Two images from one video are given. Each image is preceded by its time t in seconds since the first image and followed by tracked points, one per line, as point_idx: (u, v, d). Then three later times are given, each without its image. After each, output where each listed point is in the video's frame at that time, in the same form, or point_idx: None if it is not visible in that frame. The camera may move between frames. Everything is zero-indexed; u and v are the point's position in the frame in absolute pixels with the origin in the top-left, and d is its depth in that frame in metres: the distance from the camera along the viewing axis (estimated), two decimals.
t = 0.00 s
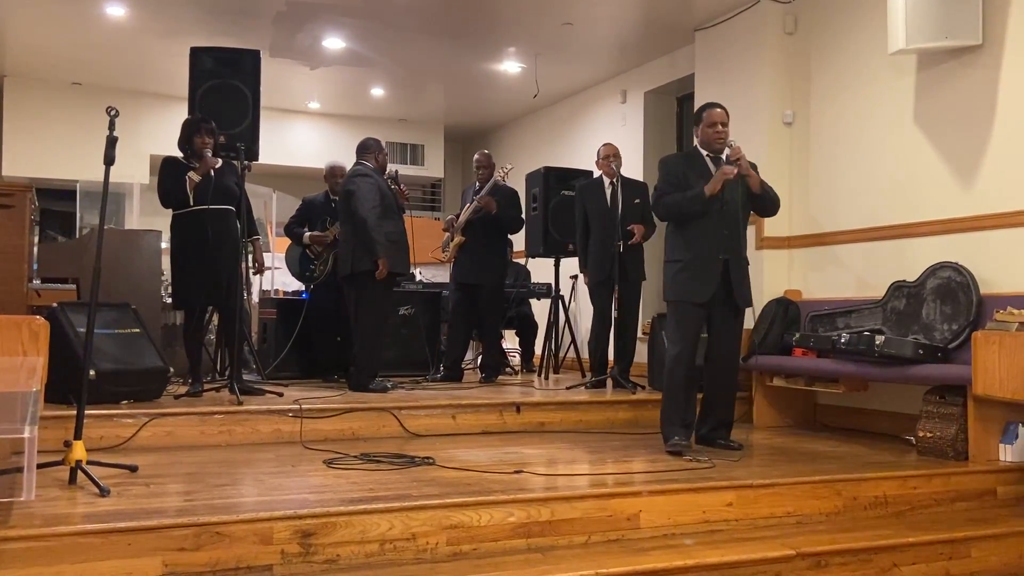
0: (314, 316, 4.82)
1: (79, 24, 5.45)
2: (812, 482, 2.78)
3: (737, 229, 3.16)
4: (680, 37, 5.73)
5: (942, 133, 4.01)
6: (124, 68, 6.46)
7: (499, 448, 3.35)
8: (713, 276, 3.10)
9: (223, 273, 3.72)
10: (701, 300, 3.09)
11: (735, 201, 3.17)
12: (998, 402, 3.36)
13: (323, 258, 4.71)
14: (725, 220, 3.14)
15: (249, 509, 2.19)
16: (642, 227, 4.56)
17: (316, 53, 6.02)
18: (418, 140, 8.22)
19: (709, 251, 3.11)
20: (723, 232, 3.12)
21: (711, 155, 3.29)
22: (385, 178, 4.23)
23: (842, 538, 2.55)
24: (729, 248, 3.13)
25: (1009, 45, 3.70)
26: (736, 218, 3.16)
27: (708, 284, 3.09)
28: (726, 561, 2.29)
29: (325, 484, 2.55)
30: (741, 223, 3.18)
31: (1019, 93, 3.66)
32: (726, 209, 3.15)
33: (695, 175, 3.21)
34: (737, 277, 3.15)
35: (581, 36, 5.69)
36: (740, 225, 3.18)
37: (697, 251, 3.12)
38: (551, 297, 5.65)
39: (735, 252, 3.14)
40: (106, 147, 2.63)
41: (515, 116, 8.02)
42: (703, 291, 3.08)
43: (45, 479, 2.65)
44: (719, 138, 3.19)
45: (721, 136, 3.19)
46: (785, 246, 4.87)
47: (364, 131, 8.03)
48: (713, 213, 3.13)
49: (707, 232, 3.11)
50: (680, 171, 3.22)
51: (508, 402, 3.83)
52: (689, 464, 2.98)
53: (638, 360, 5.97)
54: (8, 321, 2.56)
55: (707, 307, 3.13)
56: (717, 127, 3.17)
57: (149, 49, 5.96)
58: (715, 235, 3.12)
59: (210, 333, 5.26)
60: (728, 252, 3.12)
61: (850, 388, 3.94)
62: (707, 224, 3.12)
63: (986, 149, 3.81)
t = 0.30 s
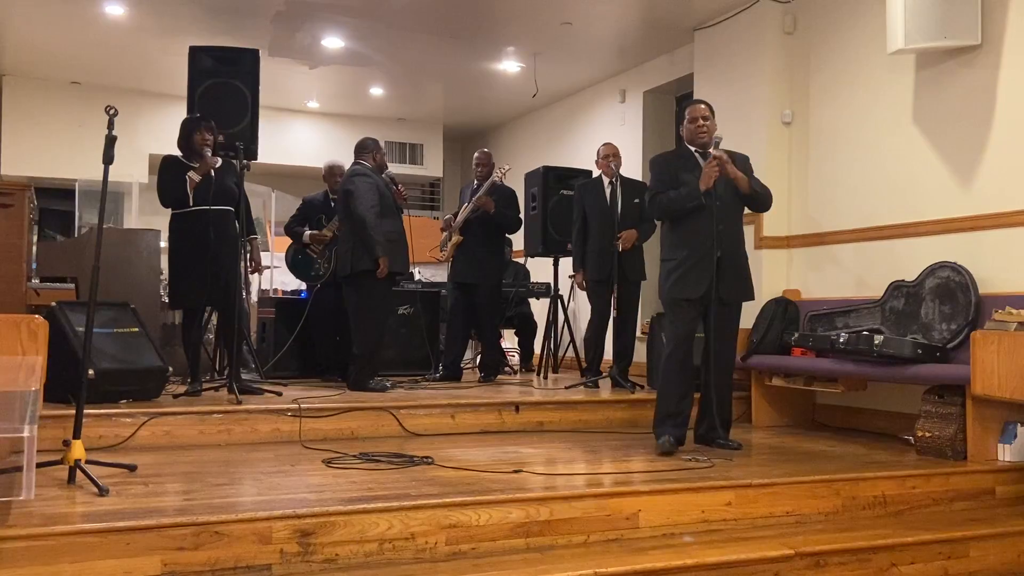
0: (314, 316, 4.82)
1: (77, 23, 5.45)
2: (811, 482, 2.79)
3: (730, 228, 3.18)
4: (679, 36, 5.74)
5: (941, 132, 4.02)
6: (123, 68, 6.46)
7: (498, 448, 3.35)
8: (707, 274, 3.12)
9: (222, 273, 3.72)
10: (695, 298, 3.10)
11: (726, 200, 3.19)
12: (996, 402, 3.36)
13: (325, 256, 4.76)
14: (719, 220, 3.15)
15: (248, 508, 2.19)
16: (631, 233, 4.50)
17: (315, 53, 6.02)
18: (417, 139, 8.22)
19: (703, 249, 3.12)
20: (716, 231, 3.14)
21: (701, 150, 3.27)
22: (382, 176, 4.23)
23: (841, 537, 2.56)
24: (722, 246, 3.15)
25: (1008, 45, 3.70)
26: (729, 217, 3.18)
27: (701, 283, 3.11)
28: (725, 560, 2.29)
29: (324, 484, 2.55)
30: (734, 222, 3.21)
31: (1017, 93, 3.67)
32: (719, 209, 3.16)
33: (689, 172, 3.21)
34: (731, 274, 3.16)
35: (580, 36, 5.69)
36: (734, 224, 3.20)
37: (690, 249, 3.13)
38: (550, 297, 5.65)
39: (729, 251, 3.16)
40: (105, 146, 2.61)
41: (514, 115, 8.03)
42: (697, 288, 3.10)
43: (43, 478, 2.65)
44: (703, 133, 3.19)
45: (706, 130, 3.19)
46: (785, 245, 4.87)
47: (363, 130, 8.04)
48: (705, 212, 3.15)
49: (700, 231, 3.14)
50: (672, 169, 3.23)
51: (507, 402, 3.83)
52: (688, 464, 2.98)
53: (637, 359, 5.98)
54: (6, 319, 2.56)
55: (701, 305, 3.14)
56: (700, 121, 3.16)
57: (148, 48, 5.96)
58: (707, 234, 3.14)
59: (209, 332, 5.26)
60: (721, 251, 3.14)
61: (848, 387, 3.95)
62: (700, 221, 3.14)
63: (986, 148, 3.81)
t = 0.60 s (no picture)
0: (314, 315, 4.82)
1: (76, 22, 5.44)
2: (809, 482, 2.79)
3: (721, 231, 3.16)
4: (679, 36, 5.74)
5: (940, 133, 4.02)
6: (121, 67, 6.45)
7: (497, 447, 3.35)
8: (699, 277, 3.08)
9: (223, 273, 3.72)
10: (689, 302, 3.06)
11: (714, 203, 3.19)
12: (995, 402, 3.36)
13: (326, 255, 4.73)
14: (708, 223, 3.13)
15: (247, 508, 2.19)
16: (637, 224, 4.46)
17: (314, 52, 6.02)
18: (415, 139, 8.22)
19: (693, 251, 3.09)
20: (705, 234, 3.12)
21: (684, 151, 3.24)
22: (381, 176, 4.23)
23: (839, 537, 2.56)
24: (712, 249, 3.12)
25: (1007, 46, 3.70)
26: (719, 220, 3.16)
27: (694, 286, 3.07)
28: (724, 560, 2.29)
29: (323, 483, 2.55)
30: (725, 225, 3.18)
31: (1017, 94, 3.67)
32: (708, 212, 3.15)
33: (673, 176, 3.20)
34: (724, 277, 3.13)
35: (579, 36, 5.69)
36: (724, 227, 3.17)
37: (680, 253, 3.11)
38: (549, 297, 5.65)
39: (720, 253, 3.13)
40: (105, 145, 2.60)
41: (513, 115, 8.03)
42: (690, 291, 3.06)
43: (42, 478, 2.65)
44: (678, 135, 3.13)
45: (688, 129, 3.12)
46: (783, 245, 4.88)
47: (363, 130, 8.04)
48: (693, 215, 3.13)
49: (689, 234, 3.10)
50: (657, 173, 3.23)
51: (506, 402, 3.83)
52: (687, 464, 2.98)
53: (636, 359, 5.99)
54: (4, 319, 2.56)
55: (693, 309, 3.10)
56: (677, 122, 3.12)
57: (147, 48, 5.95)
58: (696, 237, 3.11)
59: (208, 332, 5.26)
60: (712, 253, 3.11)
61: (848, 387, 3.95)
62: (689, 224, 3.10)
63: (985, 148, 3.82)
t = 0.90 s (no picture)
0: (313, 315, 4.82)
1: (75, 21, 5.44)
2: (808, 482, 2.79)
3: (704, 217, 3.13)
4: (677, 37, 5.74)
5: (938, 133, 4.02)
6: (120, 67, 6.45)
7: (495, 448, 3.35)
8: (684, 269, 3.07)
9: (220, 271, 3.71)
10: (673, 297, 3.06)
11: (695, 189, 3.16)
12: (994, 403, 3.36)
13: (326, 255, 4.73)
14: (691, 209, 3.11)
15: (245, 508, 2.18)
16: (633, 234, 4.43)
17: (313, 52, 6.03)
18: (414, 139, 8.22)
19: (677, 242, 3.08)
20: (688, 223, 3.10)
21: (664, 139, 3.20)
22: (378, 176, 4.23)
23: (838, 538, 2.56)
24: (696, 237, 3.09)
25: (1004, 47, 3.71)
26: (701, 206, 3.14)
27: (679, 280, 3.06)
28: (723, 560, 2.29)
29: (322, 483, 2.55)
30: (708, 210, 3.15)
31: (1015, 95, 3.67)
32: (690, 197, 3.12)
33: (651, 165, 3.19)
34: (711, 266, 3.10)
35: (578, 36, 5.69)
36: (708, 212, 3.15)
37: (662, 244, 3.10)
38: (548, 297, 5.65)
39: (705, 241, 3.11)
40: (103, 146, 2.59)
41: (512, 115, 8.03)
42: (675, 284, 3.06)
43: (40, 478, 2.64)
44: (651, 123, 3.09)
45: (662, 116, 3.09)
46: (782, 245, 4.88)
47: (362, 130, 8.04)
48: (674, 204, 3.12)
49: (670, 225, 3.09)
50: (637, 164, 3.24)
51: (504, 402, 3.83)
52: (684, 464, 2.97)
53: (635, 360, 5.98)
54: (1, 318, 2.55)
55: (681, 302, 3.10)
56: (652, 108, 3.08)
57: (146, 47, 5.95)
58: (678, 227, 3.10)
59: (207, 332, 5.26)
60: (697, 242, 3.10)
61: (846, 388, 3.95)
62: (670, 215, 3.10)
63: (983, 149, 3.82)
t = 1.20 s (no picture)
0: (311, 316, 4.82)
1: (74, 21, 5.43)
2: (806, 484, 2.79)
3: (692, 215, 3.06)
4: (676, 38, 5.75)
5: (936, 135, 4.03)
6: (119, 67, 6.44)
7: (493, 449, 3.35)
8: (672, 272, 3.03)
9: (217, 270, 3.70)
10: (662, 300, 3.03)
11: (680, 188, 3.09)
12: (992, 404, 3.37)
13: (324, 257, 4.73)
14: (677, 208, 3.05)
15: (244, 509, 2.18)
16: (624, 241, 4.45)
17: (312, 53, 6.03)
18: (413, 140, 8.22)
19: (663, 244, 3.04)
20: (673, 224, 3.05)
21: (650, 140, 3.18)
22: (376, 177, 4.24)
23: (837, 539, 2.56)
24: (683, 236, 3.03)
25: (1002, 49, 3.71)
26: (688, 204, 3.07)
27: (666, 284, 3.02)
28: (721, 562, 2.29)
29: (320, 485, 2.55)
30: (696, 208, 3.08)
31: (1013, 97, 3.67)
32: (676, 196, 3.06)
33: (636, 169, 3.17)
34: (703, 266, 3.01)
35: (577, 37, 5.70)
36: (695, 210, 3.07)
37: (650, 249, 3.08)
38: (547, 298, 5.65)
39: (694, 238, 3.03)
40: (102, 146, 2.58)
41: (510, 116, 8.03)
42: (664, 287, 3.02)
43: (37, 478, 2.64)
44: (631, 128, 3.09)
45: (641, 122, 3.08)
46: (780, 247, 4.89)
47: (361, 131, 8.04)
48: (659, 207, 3.08)
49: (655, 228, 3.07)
50: (623, 171, 3.26)
51: (503, 403, 3.83)
52: (682, 466, 2.97)
53: (633, 361, 5.98)
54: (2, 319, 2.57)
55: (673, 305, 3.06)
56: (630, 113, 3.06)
57: (145, 47, 5.95)
58: (663, 228, 3.06)
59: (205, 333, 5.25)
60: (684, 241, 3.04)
61: (844, 390, 3.94)
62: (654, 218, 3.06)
63: (981, 150, 3.83)
